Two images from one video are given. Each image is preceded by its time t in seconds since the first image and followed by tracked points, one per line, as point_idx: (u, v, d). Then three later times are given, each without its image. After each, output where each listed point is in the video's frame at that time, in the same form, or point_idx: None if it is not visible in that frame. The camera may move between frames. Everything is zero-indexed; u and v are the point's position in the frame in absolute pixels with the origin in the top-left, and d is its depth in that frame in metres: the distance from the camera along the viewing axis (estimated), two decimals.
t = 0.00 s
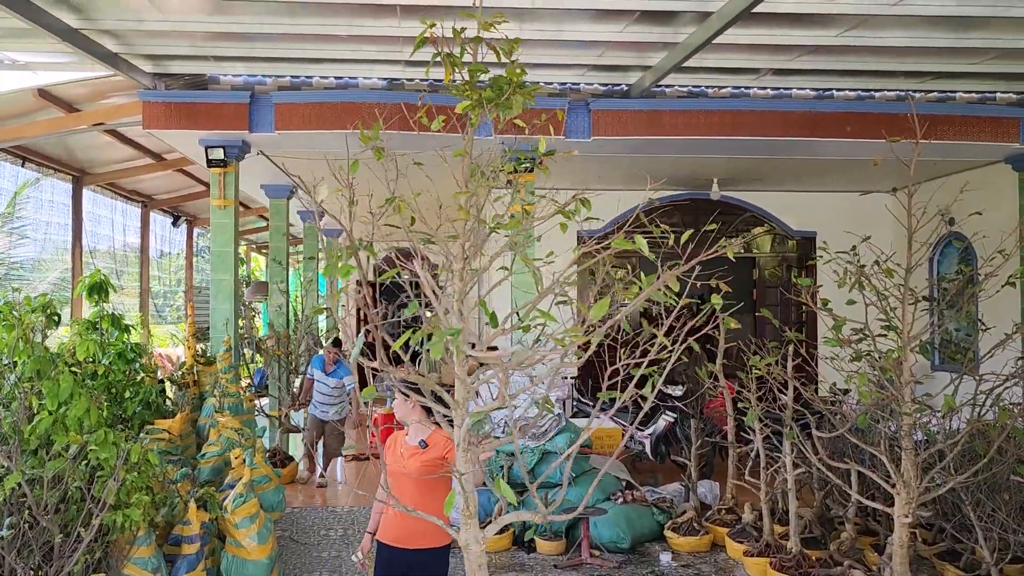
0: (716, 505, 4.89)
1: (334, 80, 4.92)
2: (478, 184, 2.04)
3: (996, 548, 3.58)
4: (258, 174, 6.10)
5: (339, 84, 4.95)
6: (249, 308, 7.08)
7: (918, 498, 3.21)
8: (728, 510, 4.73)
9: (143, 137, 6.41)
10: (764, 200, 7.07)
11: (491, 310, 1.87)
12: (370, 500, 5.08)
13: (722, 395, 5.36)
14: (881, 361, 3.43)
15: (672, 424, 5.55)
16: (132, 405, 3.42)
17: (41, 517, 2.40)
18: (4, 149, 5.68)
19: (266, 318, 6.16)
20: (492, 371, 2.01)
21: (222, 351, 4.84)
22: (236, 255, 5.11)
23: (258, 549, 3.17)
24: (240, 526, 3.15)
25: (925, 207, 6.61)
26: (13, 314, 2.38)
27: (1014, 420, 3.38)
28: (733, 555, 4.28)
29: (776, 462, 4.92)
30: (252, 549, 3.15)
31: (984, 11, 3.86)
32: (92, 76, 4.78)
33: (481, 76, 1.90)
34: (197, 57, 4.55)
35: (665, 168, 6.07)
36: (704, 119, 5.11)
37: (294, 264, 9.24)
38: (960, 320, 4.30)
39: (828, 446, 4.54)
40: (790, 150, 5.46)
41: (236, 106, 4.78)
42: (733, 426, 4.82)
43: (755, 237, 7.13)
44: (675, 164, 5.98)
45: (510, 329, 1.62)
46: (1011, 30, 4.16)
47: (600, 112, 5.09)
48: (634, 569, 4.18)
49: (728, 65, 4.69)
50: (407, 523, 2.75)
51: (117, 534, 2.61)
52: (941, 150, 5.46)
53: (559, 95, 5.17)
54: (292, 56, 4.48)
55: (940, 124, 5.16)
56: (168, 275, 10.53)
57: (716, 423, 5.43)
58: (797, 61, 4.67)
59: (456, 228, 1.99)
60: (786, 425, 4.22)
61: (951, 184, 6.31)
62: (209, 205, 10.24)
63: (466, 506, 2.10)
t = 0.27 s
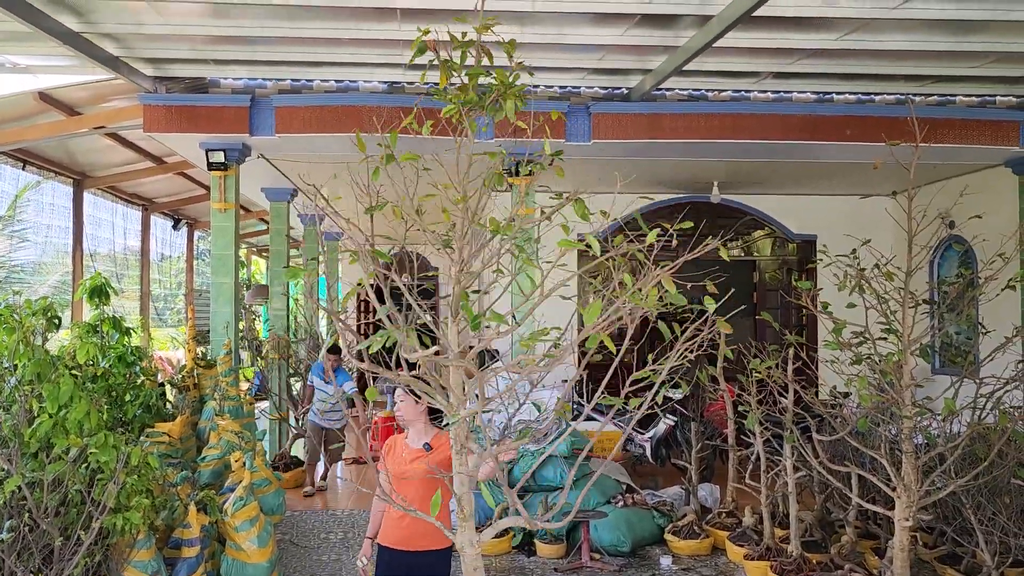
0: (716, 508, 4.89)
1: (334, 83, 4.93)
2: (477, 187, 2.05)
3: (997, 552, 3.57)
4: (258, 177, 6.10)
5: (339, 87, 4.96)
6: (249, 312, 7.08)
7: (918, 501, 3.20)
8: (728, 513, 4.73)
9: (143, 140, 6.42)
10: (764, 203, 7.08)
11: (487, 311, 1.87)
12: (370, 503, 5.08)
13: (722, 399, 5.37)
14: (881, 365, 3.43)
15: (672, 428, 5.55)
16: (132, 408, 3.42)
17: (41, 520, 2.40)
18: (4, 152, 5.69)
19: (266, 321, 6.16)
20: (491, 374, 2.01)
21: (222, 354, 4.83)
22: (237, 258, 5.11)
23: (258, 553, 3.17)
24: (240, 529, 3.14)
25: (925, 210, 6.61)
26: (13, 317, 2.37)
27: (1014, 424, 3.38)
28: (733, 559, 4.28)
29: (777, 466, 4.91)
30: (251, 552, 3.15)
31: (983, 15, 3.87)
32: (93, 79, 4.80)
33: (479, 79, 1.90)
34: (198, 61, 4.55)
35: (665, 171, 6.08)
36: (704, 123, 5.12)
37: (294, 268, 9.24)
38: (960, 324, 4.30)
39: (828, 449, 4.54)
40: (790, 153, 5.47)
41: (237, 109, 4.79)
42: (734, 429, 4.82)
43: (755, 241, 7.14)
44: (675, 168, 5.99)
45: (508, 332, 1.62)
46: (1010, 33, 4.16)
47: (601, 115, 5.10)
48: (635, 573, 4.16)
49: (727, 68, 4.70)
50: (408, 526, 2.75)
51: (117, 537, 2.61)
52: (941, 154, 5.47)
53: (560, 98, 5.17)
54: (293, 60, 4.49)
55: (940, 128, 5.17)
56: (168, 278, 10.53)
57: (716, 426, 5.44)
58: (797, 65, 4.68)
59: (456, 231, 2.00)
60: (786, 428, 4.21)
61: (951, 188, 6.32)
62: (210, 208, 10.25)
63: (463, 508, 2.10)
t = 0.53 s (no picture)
0: (716, 511, 4.88)
1: (335, 86, 4.93)
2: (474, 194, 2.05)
3: (999, 555, 3.56)
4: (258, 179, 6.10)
5: (340, 90, 4.96)
6: (250, 314, 7.09)
7: (919, 504, 3.20)
8: (729, 516, 4.72)
9: (144, 143, 6.42)
10: (765, 206, 7.09)
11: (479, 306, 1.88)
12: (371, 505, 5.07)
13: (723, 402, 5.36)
14: (882, 367, 3.42)
15: (672, 430, 5.55)
16: (133, 410, 3.42)
17: (42, 522, 2.40)
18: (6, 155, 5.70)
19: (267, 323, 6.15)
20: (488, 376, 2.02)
21: (223, 357, 4.83)
22: (238, 260, 5.12)
23: (259, 555, 3.16)
24: (241, 532, 3.14)
25: (925, 212, 6.61)
26: (13, 319, 2.37)
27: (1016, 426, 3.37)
28: (734, 562, 4.27)
29: (777, 468, 4.91)
30: (252, 554, 3.15)
31: (983, 17, 3.87)
32: (95, 82, 4.80)
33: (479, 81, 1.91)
34: (199, 63, 4.56)
35: (665, 174, 6.08)
36: (704, 126, 5.12)
37: (294, 270, 9.25)
38: (961, 326, 4.30)
39: (829, 452, 4.53)
40: (791, 156, 5.48)
41: (238, 112, 4.80)
42: (734, 432, 4.80)
43: (756, 243, 7.14)
44: (676, 171, 5.99)
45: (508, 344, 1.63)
46: (1011, 36, 4.17)
47: (601, 118, 5.11)
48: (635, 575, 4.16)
49: (728, 71, 4.71)
50: (411, 529, 2.74)
51: (117, 539, 2.60)
52: (941, 156, 5.47)
53: (560, 101, 5.18)
54: (294, 62, 4.50)
55: (941, 130, 5.17)
56: (169, 281, 10.54)
57: (717, 428, 5.44)
58: (797, 68, 4.68)
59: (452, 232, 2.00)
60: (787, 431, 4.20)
61: (952, 190, 6.31)
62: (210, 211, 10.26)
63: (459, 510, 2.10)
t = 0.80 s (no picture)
0: (717, 513, 4.87)
1: (336, 88, 4.93)
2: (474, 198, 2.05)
3: (1000, 557, 3.56)
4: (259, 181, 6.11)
5: (341, 92, 4.96)
6: (250, 317, 7.09)
7: (920, 506, 3.19)
8: (730, 518, 4.71)
9: (145, 145, 6.43)
10: (766, 208, 7.09)
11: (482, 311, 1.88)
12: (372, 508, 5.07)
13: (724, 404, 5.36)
14: (883, 369, 3.42)
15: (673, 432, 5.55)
16: (134, 412, 3.42)
17: (42, 524, 2.39)
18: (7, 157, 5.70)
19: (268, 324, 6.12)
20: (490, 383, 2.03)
21: (223, 359, 4.82)
22: (238, 262, 5.12)
23: (260, 557, 3.16)
24: (241, 534, 3.14)
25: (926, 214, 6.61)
26: (14, 321, 2.38)
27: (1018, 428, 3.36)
28: (735, 564, 4.27)
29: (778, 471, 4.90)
30: (252, 557, 3.15)
31: (984, 19, 3.88)
32: (96, 84, 4.81)
33: (479, 83, 1.91)
34: (200, 65, 4.57)
35: (666, 176, 6.09)
36: (705, 128, 5.12)
37: (295, 273, 9.25)
38: (962, 329, 4.29)
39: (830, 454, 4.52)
40: (792, 158, 5.48)
41: (240, 114, 4.81)
42: (735, 434, 4.80)
43: (756, 245, 7.14)
44: (676, 173, 5.99)
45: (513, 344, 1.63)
46: (1011, 38, 4.17)
47: (602, 120, 5.11)
48: None
49: (728, 73, 4.71)
50: (413, 531, 2.74)
51: (118, 541, 2.60)
52: (942, 159, 5.47)
53: (561, 103, 5.18)
54: (294, 64, 4.50)
55: (942, 132, 5.17)
56: (170, 283, 10.54)
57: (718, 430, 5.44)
58: (798, 70, 4.68)
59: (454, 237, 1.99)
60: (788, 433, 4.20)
61: (953, 192, 6.31)
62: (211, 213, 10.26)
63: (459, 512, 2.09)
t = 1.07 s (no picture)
0: (718, 515, 4.87)
1: (337, 89, 4.93)
2: (476, 198, 2.06)
3: (1001, 559, 3.55)
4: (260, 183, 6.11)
5: (342, 93, 4.96)
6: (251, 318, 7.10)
7: (921, 508, 3.19)
8: (731, 520, 4.70)
9: (146, 146, 6.43)
10: (766, 209, 7.09)
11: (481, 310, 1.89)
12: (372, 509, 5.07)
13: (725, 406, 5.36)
14: (884, 371, 3.42)
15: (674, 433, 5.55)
16: (134, 414, 3.43)
17: (42, 526, 2.39)
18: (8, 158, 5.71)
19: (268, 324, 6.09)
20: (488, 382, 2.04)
21: (224, 360, 4.81)
22: (239, 263, 5.12)
23: (260, 559, 3.16)
24: (242, 535, 3.13)
25: (927, 216, 6.60)
26: (15, 322, 2.38)
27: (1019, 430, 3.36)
28: (736, 566, 4.26)
29: (779, 472, 4.89)
30: (253, 558, 3.14)
31: (984, 21, 3.88)
32: (97, 85, 4.81)
33: (481, 84, 1.91)
34: (200, 67, 4.57)
35: (667, 177, 6.08)
36: (704, 129, 5.13)
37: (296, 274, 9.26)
38: (963, 330, 4.29)
39: (832, 455, 4.51)
40: (792, 159, 5.48)
41: (241, 115, 4.82)
42: (735, 435, 4.80)
43: (757, 247, 7.14)
44: (677, 174, 5.99)
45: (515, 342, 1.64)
46: (1012, 40, 4.17)
47: (602, 121, 5.11)
48: None
49: (728, 75, 4.71)
50: (411, 532, 2.74)
51: (117, 543, 2.60)
52: (943, 160, 5.47)
53: (562, 104, 5.18)
54: (295, 66, 4.50)
55: (943, 133, 5.17)
56: (171, 284, 10.54)
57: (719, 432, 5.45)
58: (798, 71, 4.68)
59: (454, 237, 2.00)
60: (789, 435, 4.20)
61: (954, 194, 6.31)
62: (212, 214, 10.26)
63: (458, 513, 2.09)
